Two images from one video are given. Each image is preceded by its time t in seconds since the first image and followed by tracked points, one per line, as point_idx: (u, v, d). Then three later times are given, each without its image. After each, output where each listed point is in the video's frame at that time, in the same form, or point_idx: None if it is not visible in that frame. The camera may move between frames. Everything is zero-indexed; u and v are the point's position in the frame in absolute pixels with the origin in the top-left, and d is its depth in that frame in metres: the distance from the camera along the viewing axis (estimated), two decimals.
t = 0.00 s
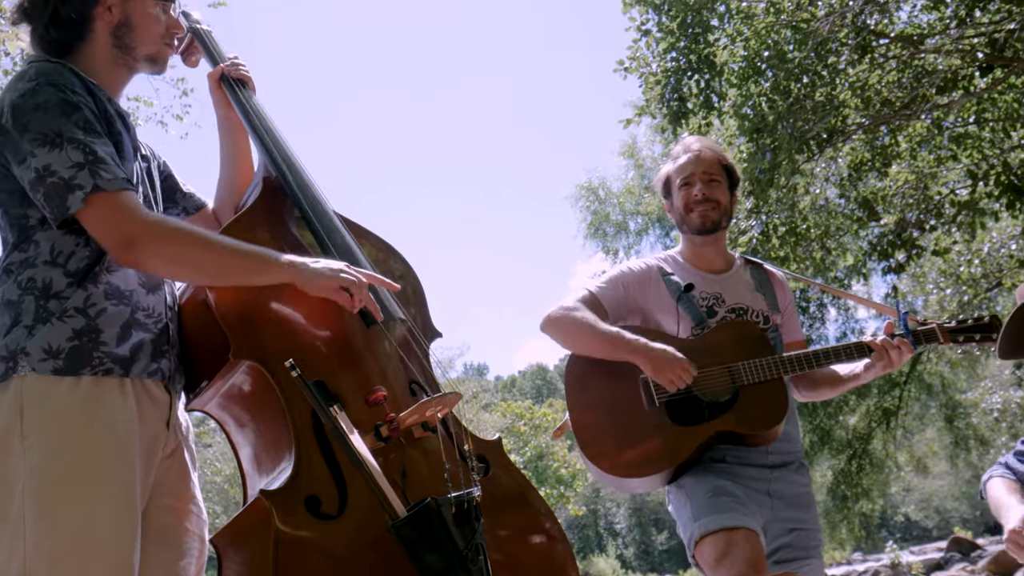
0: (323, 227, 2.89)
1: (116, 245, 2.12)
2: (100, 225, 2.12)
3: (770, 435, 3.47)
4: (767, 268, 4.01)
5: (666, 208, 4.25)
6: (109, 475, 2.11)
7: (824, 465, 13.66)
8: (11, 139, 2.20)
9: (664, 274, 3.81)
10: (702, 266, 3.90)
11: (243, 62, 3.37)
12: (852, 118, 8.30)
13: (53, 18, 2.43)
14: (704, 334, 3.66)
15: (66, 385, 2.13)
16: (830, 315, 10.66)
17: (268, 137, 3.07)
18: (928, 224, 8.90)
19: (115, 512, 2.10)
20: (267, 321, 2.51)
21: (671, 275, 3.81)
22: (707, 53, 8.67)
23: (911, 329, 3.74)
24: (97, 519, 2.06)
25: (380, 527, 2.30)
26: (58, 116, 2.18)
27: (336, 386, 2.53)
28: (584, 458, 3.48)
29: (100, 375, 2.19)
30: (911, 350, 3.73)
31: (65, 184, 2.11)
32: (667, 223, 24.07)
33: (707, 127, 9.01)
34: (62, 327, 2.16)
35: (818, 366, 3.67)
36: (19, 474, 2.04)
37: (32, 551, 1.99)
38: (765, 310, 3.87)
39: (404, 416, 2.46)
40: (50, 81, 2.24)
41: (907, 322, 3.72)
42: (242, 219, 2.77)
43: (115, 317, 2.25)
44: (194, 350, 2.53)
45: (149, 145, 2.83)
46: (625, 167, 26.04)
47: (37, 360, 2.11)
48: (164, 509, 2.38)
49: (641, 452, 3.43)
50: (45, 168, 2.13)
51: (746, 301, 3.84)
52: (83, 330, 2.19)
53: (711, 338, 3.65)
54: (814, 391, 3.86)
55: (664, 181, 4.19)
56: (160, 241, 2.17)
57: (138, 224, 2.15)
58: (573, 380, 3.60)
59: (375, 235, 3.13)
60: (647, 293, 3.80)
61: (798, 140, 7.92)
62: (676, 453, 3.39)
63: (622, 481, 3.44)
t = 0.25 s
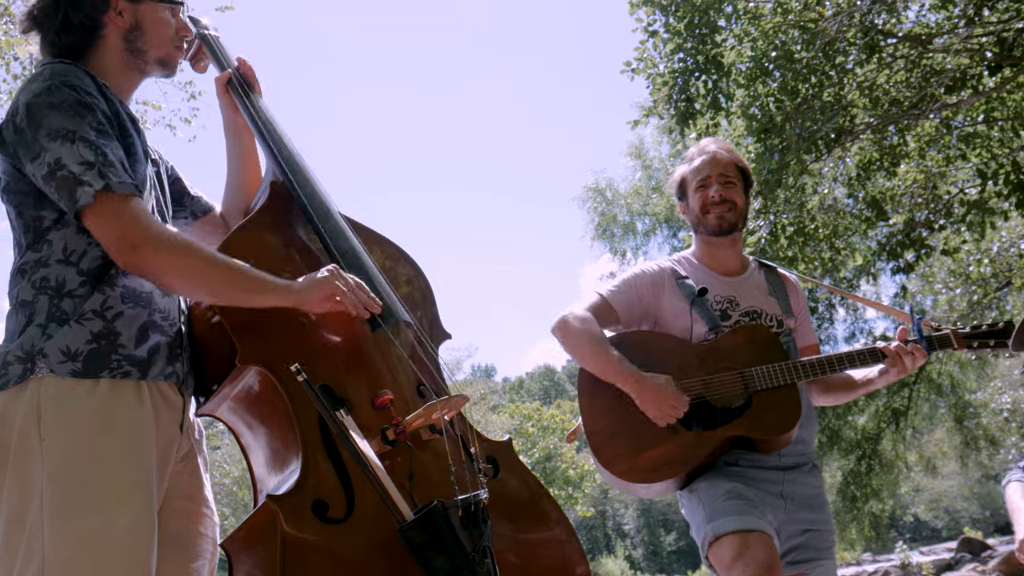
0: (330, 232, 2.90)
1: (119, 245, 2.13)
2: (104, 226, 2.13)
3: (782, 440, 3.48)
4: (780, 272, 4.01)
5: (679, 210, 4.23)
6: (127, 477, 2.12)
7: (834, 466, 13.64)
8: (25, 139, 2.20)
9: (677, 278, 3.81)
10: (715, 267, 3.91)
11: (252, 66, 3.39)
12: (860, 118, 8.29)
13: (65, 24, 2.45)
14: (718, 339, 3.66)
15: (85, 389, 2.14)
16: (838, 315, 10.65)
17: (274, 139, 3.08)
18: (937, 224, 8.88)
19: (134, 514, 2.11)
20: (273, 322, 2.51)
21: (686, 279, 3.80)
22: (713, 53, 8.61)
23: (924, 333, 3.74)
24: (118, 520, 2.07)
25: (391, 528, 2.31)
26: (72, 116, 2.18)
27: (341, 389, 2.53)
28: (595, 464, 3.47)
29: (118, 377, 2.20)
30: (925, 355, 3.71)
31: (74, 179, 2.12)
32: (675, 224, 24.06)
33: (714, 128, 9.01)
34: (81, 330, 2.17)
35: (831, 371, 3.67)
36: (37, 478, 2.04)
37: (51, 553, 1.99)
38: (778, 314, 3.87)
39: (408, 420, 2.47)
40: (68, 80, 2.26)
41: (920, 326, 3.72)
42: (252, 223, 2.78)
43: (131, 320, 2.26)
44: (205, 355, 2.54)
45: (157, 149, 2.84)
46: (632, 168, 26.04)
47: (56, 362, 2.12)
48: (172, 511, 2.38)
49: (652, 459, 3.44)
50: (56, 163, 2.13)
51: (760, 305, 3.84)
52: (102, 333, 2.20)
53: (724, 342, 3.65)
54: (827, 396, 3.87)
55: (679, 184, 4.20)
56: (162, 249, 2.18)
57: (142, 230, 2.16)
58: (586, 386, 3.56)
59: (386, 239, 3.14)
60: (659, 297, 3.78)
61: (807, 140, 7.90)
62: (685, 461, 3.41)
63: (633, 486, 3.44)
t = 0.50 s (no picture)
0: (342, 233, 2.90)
1: (146, 232, 2.14)
2: (130, 213, 2.14)
3: (791, 440, 3.45)
4: (788, 274, 4.01)
5: (687, 210, 4.21)
6: (137, 477, 2.13)
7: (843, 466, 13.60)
8: (43, 140, 2.21)
9: (684, 280, 3.80)
10: (722, 270, 3.90)
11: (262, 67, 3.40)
12: (868, 117, 8.27)
13: (75, 27, 2.44)
14: (726, 341, 3.66)
15: (96, 390, 2.15)
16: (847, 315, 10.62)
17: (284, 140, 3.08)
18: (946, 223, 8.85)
19: (144, 515, 2.11)
20: (285, 322, 2.52)
21: (692, 281, 3.80)
22: (720, 53, 8.66)
23: (934, 334, 3.73)
24: (128, 520, 2.07)
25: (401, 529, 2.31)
26: (94, 115, 2.19)
27: (354, 389, 2.53)
28: (603, 463, 3.48)
29: (129, 379, 2.20)
30: (934, 354, 3.70)
31: (100, 179, 2.13)
32: (682, 223, 24.01)
33: (722, 128, 9.01)
34: (93, 332, 2.18)
35: (841, 372, 3.66)
36: (50, 480, 2.05)
37: (63, 555, 1.99)
38: (786, 315, 3.86)
39: (420, 420, 2.47)
40: (86, 81, 2.26)
41: (929, 327, 3.71)
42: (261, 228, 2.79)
43: (142, 322, 2.27)
44: (217, 354, 2.56)
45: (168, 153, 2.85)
46: (639, 169, 26.02)
47: (69, 364, 2.13)
48: (186, 512, 2.39)
49: (660, 459, 3.43)
50: (81, 164, 2.14)
51: (768, 307, 3.84)
52: (113, 335, 2.21)
53: (732, 343, 3.65)
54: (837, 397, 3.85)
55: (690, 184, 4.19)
56: (189, 227, 2.18)
57: (167, 211, 2.16)
58: (592, 388, 3.58)
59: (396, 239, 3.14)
60: (667, 300, 3.78)
61: (814, 139, 7.88)
62: (693, 460, 3.40)
63: (640, 486, 3.45)
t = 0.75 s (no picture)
0: (351, 235, 2.91)
1: (142, 249, 2.14)
2: (126, 228, 2.14)
3: (797, 441, 3.46)
4: (795, 273, 3.99)
5: (694, 210, 4.17)
6: (150, 483, 2.13)
7: (853, 466, 13.57)
8: (48, 148, 2.22)
9: (691, 276, 3.81)
10: (729, 267, 3.90)
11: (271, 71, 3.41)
12: (877, 115, 8.24)
13: (89, 29, 2.45)
14: (731, 340, 3.65)
15: (109, 395, 2.15)
16: (856, 314, 10.59)
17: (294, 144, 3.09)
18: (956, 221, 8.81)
19: (157, 519, 2.11)
20: (292, 326, 2.52)
21: (698, 277, 3.80)
22: (727, 53, 8.59)
23: (941, 332, 3.69)
24: (141, 526, 2.08)
25: (412, 531, 2.31)
26: (95, 126, 2.19)
27: (363, 393, 2.54)
28: (610, 463, 3.47)
29: (142, 383, 2.21)
30: (941, 354, 3.69)
31: (98, 189, 2.13)
32: (690, 223, 23.99)
33: (730, 127, 9.00)
34: (104, 337, 2.18)
35: (847, 371, 3.65)
36: (64, 482, 2.05)
37: (78, 557, 1.99)
38: (793, 313, 3.85)
39: (430, 421, 2.48)
40: (90, 89, 2.27)
41: (936, 325, 3.66)
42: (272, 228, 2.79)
43: (153, 327, 2.27)
44: (226, 357, 2.55)
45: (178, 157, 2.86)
46: (647, 168, 25.99)
47: (81, 369, 2.13)
48: (198, 515, 2.39)
49: (668, 460, 3.43)
50: (80, 173, 2.14)
51: (774, 304, 3.82)
52: (124, 340, 2.21)
53: (738, 342, 3.64)
54: (844, 396, 3.84)
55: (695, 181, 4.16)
56: (185, 248, 2.19)
57: (165, 230, 2.17)
58: (598, 388, 3.55)
59: (405, 241, 3.15)
60: (676, 297, 3.78)
61: (823, 138, 7.85)
62: (700, 462, 3.40)
63: (647, 488, 3.45)
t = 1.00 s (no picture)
0: (362, 234, 2.91)
1: (166, 229, 2.14)
2: (151, 210, 2.14)
3: (809, 437, 3.44)
4: (805, 271, 3.98)
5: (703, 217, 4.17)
6: (164, 482, 2.13)
7: (864, 463, 13.54)
8: (67, 147, 2.22)
9: (698, 275, 3.80)
10: (738, 264, 3.89)
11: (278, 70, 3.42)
12: (886, 111, 8.21)
13: (86, 36, 2.46)
14: (740, 336, 3.63)
15: (123, 394, 2.16)
16: (865, 311, 10.56)
17: (305, 144, 3.10)
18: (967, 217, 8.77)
19: (171, 518, 2.12)
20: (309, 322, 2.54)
21: (706, 275, 3.79)
22: (736, 49, 8.59)
23: (952, 328, 3.69)
24: (156, 524, 2.08)
25: (427, 528, 2.31)
26: (115, 120, 2.20)
27: (378, 390, 2.54)
28: (621, 460, 3.46)
29: (155, 383, 2.21)
30: (954, 348, 3.65)
31: (123, 182, 2.14)
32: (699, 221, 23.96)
33: (738, 124, 8.99)
34: (118, 337, 2.19)
35: (858, 367, 3.64)
36: (78, 482, 2.06)
37: (92, 556, 2.00)
38: (803, 309, 3.83)
39: (444, 420, 2.50)
40: (105, 86, 2.28)
41: (947, 321, 3.66)
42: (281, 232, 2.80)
43: (166, 327, 2.28)
44: (240, 358, 2.54)
45: (190, 156, 2.87)
46: (655, 166, 25.97)
47: (94, 369, 2.14)
48: (212, 514, 2.40)
49: (680, 457, 3.42)
50: (104, 170, 2.15)
51: (784, 300, 3.81)
52: (138, 340, 2.22)
53: (748, 339, 3.63)
54: (856, 392, 3.80)
55: (699, 184, 4.17)
56: (209, 226, 2.19)
57: (188, 209, 2.17)
58: (609, 387, 3.57)
59: (417, 241, 3.15)
60: (683, 296, 3.78)
61: (832, 134, 7.84)
62: (712, 458, 3.38)
63: (659, 484, 3.42)
